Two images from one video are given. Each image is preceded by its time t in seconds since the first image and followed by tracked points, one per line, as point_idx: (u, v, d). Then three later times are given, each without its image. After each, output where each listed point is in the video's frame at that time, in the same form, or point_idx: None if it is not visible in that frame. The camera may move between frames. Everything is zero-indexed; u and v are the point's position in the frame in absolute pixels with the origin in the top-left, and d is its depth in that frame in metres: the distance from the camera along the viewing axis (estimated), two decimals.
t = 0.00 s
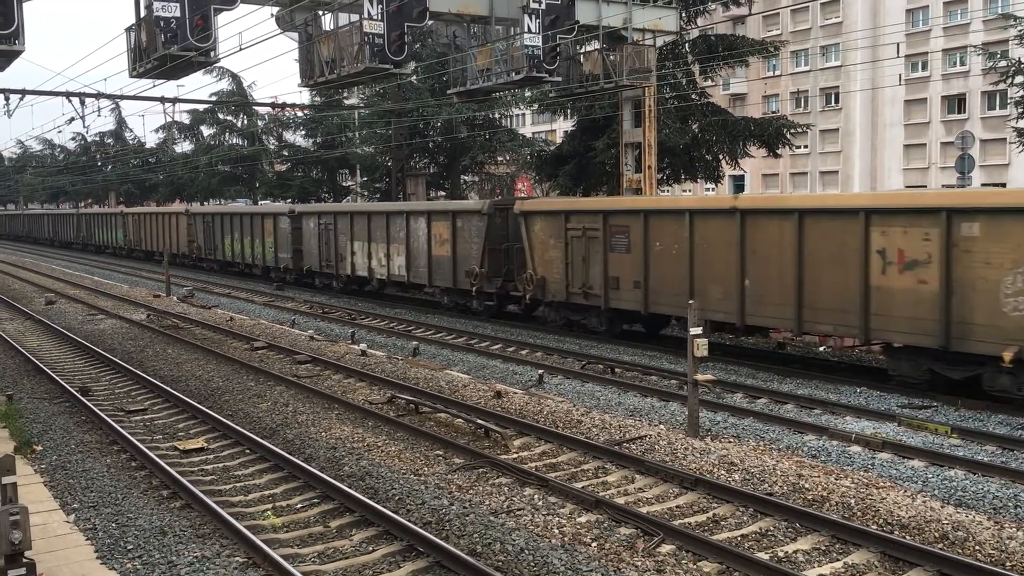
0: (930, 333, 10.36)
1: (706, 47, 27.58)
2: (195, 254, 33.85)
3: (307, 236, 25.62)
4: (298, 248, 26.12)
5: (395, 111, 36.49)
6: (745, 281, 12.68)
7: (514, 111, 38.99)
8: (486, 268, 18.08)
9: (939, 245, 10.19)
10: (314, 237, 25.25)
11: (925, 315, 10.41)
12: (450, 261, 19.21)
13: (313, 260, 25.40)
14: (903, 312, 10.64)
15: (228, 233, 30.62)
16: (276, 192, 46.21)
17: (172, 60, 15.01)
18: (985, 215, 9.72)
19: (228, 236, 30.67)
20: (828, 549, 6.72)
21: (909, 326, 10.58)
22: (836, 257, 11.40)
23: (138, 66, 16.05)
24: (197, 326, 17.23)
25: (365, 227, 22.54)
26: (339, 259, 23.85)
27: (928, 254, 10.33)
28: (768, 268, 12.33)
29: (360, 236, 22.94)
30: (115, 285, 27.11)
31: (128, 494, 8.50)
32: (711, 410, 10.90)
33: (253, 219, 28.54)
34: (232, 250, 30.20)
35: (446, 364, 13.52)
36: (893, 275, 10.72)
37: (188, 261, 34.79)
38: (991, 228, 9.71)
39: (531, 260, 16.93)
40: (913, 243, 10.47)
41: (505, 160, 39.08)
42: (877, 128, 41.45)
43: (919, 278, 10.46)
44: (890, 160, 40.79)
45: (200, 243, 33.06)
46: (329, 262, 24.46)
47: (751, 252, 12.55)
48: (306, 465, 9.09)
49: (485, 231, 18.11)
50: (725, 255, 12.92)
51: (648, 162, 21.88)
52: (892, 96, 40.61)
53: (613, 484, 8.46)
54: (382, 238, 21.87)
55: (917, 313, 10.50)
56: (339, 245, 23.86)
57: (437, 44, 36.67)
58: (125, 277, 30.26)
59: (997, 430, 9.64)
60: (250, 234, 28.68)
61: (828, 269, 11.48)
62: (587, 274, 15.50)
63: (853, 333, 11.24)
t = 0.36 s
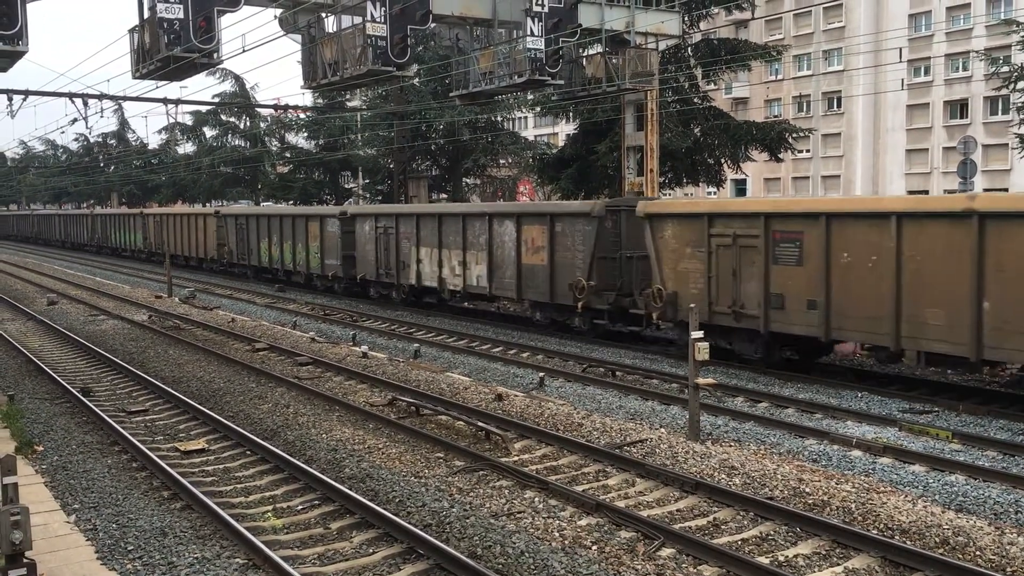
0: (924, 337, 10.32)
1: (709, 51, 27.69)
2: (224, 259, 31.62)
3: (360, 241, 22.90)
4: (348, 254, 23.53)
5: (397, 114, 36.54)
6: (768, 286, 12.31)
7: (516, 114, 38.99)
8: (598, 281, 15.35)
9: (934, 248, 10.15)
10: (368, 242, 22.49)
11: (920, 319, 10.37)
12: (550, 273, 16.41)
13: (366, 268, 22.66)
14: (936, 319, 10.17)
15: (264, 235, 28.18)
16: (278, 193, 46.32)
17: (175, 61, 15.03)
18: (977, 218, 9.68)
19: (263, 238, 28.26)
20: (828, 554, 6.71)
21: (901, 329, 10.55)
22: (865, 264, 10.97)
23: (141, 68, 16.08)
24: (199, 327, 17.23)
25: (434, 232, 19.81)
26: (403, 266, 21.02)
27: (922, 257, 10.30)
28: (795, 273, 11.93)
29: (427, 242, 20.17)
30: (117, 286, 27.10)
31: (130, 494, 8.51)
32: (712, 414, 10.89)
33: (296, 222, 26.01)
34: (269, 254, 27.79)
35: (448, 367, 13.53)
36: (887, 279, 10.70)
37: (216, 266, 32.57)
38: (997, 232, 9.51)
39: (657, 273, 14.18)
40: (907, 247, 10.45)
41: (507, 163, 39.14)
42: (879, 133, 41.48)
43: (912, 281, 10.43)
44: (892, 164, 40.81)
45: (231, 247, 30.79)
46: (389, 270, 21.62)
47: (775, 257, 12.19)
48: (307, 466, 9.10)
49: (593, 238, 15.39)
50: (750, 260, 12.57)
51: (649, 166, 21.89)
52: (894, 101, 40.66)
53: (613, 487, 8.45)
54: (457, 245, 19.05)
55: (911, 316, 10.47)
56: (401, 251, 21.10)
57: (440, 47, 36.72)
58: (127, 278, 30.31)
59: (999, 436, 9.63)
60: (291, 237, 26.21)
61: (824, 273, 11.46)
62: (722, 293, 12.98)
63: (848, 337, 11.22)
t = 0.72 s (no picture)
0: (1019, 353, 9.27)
1: (710, 54, 27.79)
2: (254, 263, 29.24)
3: (420, 246, 20.38)
4: (405, 260, 21.08)
5: (398, 115, 36.58)
6: (900, 301, 10.49)
7: (517, 116, 39.02)
8: (738, 296, 12.79)
9: None
10: (430, 246, 19.96)
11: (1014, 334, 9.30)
12: (671, 285, 13.91)
13: (429, 275, 20.09)
14: None
15: (302, 236, 25.70)
16: (279, 193, 46.41)
17: (177, 61, 15.05)
18: None
19: (301, 240, 25.80)
20: (826, 557, 6.70)
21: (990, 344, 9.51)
22: (942, 271, 9.99)
23: (142, 67, 16.09)
24: (199, 327, 17.21)
25: (514, 236, 17.29)
26: (475, 274, 18.44)
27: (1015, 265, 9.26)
28: (936, 287, 10.07)
29: (507, 247, 17.62)
30: (116, 285, 27.07)
31: (128, 494, 8.49)
32: (712, 417, 10.89)
33: (342, 223, 23.55)
34: (309, 258, 25.33)
35: (447, 368, 13.53)
36: (976, 290, 9.65)
37: (244, 270, 30.16)
38: None
39: (822, 290, 11.48)
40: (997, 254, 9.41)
41: (507, 165, 39.19)
42: (880, 137, 41.50)
43: (1006, 290, 9.38)
44: (893, 168, 40.83)
45: (263, 251, 28.31)
46: (457, 278, 19.03)
47: (909, 267, 10.36)
48: (306, 467, 9.08)
49: (734, 245, 12.79)
50: (873, 272, 10.78)
51: (650, 168, 21.91)
52: (895, 104, 40.70)
53: (612, 489, 8.44)
54: (549, 251, 16.44)
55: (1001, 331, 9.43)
56: (472, 257, 18.50)
57: (441, 49, 36.75)
58: (127, 277, 30.29)
59: (998, 440, 9.62)
60: (334, 241, 23.82)
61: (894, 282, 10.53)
62: (821, 299, 11.49)
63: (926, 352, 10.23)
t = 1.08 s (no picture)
0: None
1: (712, 55, 27.78)
2: (292, 268, 26.89)
3: (496, 250, 17.89)
4: (476, 266, 18.53)
5: (399, 115, 36.58)
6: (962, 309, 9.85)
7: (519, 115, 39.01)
8: (873, 311, 10.85)
9: None
10: (512, 251, 17.39)
11: None
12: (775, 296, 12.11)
13: (509, 284, 17.55)
14: None
15: (349, 237, 23.27)
16: (280, 192, 46.44)
17: (178, 60, 15.04)
18: None
19: (348, 242, 23.36)
20: (826, 558, 6.71)
21: None
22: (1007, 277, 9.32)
23: (144, 66, 16.09)
24: (199, 326, 17.21)
25: (623, 240, 14.67)
26: (571, 283, 15.88)
27: None
28: None
29: (570, 251, 15.91)
30: (117, 283, 27.04)
31: (128, 492, 8.50)
32: (712, 418, 10.90)
33: (399, 223, 21.13)
34: (357, 263, 22.88)
35: (448, 368, 13.52)
36: None
37: (279, 276, 27.82)
38: None
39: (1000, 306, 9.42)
40: None
41: (508, 165, 39.20)
42: (881, 138, 41.49)
43: None
44: (894, 170, 40.83)
45: (300, 253, 26.07)
46: (546, 288, 16.46)
47: None
48: (306, 466, 9.08)
49: (939, 256, 10.02)
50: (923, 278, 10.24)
51: (651, 169, 21.90)
52: (897, 106, 40.69)
53: (611, 489, 8.45)
54: (671, 259, 13.73)
55: None
56: (566, 264, 15.95)
57: (443, 48, 36.74)
58: (127, 275, 30.30)
59: (997, 442, 9.63)
60: (388, 243, 21.49)
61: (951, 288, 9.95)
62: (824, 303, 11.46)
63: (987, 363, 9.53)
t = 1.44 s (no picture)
0: None
1: (716, 52, 27.71)
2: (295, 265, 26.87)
3: (591, 254, 15.54)
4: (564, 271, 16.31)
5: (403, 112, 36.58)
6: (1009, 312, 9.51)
7: (522, 113, 39.01)
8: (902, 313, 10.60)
9: None
10: (611, 255, 15.05)
11: None
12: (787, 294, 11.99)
13: (607, 293, 15.20)
14: None
15: (407, 236, 20.94)
16: (283, 190, 46.50)
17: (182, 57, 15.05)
18: None
19: (404, 241, 21.03)
20: (830, 557, 6.70)
21: None
22: None
23: (149, 63, 16.09)
24: (202, 323, 17.22)
25: (761, 242, 12.33)
26: (690, 294, 13.52)
27: None
28: None
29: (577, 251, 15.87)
30: (122, 280, 27.11)
31: (133, 488, 8.51)
32: (715, 416, 10.89)
33: (466, 222, 18.79)
34: (415, 265, 20.54)
35: (451, 365, 13.52)
36: None
37: (282, 273, 27.83)
38: None
39: None
40: None
41: (511, 162, 39.22)
42: (886, 135, 41.45)
43: None
44: (898, 168, 40.76)
45: (345, 255, 23.77)
46: (657, 298, 14.10)
47: None
48: (310, 463, 9.08)
49: None
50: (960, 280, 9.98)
51: (655, 166, 21.89)
52: (902, 103, 40.67)
53: (614, 487, 8.45)
54: (833, 267, 11.35)
55: None
56: (684, 272, 13.65)
57: (447, 46, 36.72)
58: (131, 272, 30.31)
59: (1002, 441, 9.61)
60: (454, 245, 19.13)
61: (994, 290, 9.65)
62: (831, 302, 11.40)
63: None
